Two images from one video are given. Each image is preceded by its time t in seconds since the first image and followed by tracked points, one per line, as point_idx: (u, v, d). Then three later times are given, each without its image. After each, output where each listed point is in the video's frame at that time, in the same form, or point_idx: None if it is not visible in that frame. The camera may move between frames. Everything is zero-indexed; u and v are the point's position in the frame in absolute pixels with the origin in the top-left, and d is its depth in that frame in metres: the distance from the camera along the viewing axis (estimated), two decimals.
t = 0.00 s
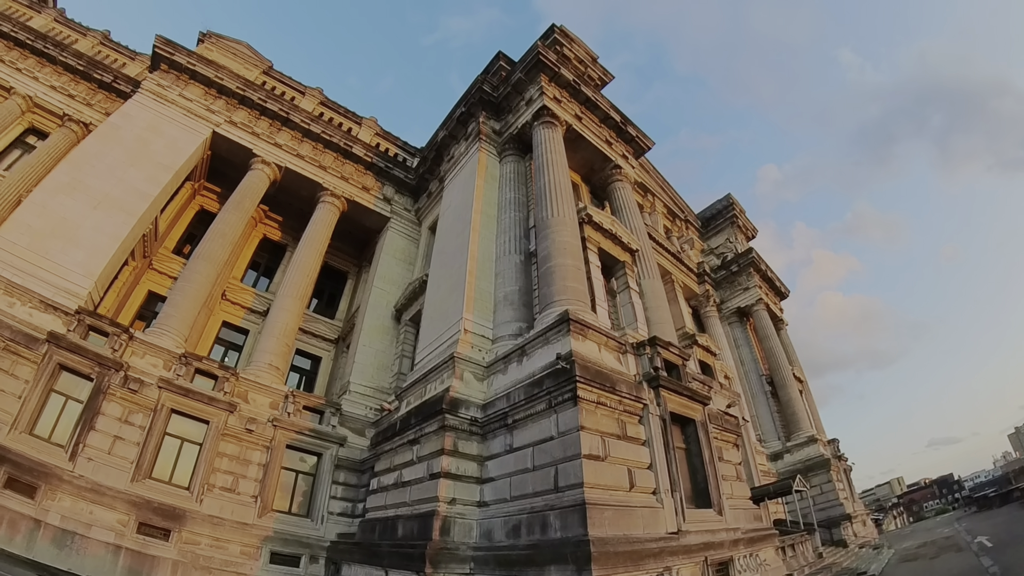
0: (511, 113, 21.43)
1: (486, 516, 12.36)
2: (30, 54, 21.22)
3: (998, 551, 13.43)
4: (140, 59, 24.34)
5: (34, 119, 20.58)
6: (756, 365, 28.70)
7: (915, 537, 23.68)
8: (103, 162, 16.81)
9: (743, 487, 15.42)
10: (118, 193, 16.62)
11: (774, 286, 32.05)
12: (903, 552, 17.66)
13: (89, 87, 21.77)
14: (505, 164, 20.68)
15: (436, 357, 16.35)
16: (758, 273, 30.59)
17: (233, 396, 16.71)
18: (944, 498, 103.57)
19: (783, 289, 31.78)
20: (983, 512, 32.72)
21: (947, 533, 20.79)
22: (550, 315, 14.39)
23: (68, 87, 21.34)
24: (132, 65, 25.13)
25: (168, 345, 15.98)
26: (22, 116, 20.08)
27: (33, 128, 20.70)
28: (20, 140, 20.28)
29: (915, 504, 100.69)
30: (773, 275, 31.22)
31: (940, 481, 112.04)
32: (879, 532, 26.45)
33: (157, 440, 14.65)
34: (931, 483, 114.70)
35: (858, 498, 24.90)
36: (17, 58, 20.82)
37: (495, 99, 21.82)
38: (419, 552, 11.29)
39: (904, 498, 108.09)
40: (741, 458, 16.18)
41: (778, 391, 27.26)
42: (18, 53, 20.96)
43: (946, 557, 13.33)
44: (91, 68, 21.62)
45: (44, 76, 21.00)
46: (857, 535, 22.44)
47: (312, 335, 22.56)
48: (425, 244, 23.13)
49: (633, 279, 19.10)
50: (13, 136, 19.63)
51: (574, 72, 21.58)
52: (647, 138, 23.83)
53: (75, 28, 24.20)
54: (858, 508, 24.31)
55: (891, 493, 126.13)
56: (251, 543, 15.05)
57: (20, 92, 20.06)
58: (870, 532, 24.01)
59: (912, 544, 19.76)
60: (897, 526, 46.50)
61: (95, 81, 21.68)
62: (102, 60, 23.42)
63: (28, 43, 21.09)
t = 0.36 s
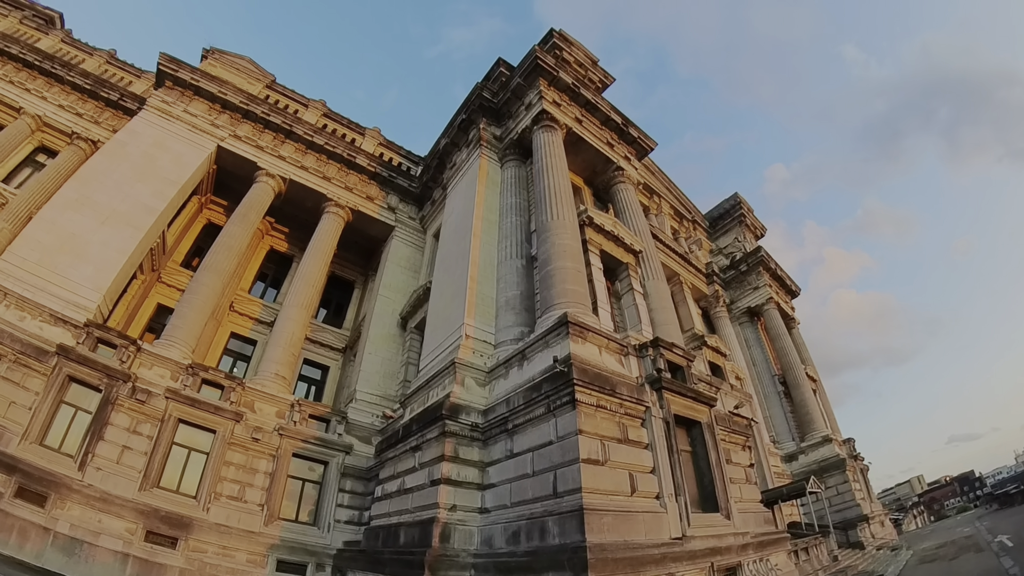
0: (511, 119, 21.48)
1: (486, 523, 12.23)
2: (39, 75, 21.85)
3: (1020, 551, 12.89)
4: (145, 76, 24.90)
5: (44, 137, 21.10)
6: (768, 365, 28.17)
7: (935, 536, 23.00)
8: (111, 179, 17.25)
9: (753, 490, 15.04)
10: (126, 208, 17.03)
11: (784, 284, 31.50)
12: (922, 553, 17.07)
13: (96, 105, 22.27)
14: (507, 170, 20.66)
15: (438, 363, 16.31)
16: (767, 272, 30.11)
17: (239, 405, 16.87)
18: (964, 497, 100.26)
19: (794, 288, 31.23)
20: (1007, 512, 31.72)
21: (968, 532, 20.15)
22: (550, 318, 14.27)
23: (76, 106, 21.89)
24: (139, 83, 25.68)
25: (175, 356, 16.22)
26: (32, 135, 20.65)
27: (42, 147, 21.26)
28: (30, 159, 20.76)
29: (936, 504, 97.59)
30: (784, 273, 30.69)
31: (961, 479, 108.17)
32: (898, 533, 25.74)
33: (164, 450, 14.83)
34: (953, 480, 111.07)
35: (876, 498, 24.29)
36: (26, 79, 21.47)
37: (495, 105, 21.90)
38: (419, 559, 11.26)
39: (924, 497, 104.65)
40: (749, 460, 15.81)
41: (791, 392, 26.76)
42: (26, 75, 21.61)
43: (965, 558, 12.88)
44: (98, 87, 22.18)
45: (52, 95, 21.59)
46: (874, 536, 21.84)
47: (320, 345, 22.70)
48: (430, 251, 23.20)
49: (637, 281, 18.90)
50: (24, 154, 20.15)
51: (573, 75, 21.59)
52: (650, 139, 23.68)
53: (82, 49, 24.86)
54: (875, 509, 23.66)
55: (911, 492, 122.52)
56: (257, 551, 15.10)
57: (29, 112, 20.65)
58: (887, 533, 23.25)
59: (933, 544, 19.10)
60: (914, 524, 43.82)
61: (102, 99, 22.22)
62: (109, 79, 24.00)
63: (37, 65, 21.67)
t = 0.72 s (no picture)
0: (511, 125, 21.52)
1: (487, 530, 12.10)
2: (47, 96, 22.56)
3: None
4: (151, 94, 25.44)
5: (53, 156, 21.66)
6: (780, 365, 27.63)
7: (956, 536, 22.29)
8: (119, 195, 17.70)
9: (762, 494, 14.68)
10: (133, 224, 17.43)
11: (795, 283, 30.94)
12: (940, 554, 16.48)
13: (104, 124, 22.80)
14: (508, 175, 20.62)
15: (440, 371, 16.27)
16: (776, 271, 29.64)
17: (246, 415, 17.06)
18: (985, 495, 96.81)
19: (805, 286, 30.67)
20: None
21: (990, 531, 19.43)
22: (549, 323, 14.16)
23: (84, 124, 22.47)
24: (145, 100, 26.23)
25: (183, 367, 16.48)
26: (42, 155, 21.25)
27: (52, 165, 21.84)
28: (40, 178, 21.26)
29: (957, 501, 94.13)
30: (794, 271, 30.15)
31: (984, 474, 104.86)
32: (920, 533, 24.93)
33: (172, 460, 15.02)
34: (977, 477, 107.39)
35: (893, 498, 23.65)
36: (35, 100, 22.16)
37: (495, 112, 21.98)
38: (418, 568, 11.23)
39: (944, 494, 100.85)
40: (759, 464, 15.42)
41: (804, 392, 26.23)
42: (35, 96, 22.32)
43: (985, 559, 12.37)
44: (105, 106, 22.75)
45: (61, 115, 22.22)
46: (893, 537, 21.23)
47: (327, 355, 22.79)
48: (434, 259, 23.23)
49: (641, 284, 18.69)
50: (34, 173, 20.67)
51: (572, 79, 21.61)
52: (652, 140, 23.53)
53: (90, 69, 25.49)
54: (894, 509, 23.01)
55: (932, 490, 118.32)
56: (264, 560, 15.19)
57: (39, 132, 21.24)
58: (908, 534, 22.55)
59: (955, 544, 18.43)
60: (931, 523, 40.52)
61: (110, 117, 22.76)
62: (116, 98, 24.58)
63: (45, 85, 22.45)
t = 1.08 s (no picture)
0: (512, 131, 21.56)
1: (489, 538, 11.98)
2: (56, 116, 23.19)
3: None
4: (157, 111, 25.90)
5: (63, 174, 22.23)
6: (792, 365, 27.14)
7: (977, 535, 21.60)
8: (127, 212, 18.12)
9: (771, 497, 14.31)
10: (141, 239, 17.82)
11: (805, 281, 30.39)
12: (961, 554, 15.83)
13: (112, 142, 23.33)
14: (509, 182, 20.59)
15: (443, 378, 16.23)
16: (786, 269, 29.16)
17: (253, 426, 17.22)
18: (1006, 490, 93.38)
19: (816, 285, 30.09)
20: None
21: (1014, 528, 18.62)
22: (549, 328, 14.07)
23: (93, 143, 23.00)
24: (152, 118, 26.77)
25: (190, 379, 16.71)
26: (52, 173, 21.79)
27: (62, 184, 22.36)
28: (51, 196, 21.80)
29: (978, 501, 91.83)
30: (804, 269, 29.60)
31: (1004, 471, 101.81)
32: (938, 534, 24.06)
33: (180, 470, 15.21)
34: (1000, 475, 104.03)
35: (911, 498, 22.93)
36: (44, 120, 22.82)
37: (495, 119, 22.05)
38: None
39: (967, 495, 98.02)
40: (768, 467, 15.20)
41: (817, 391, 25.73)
42: (44, 116, 22.99)
43: (1005, 559, 11.89)
44: (112, 124, 23.25)
45: (69, 134, 22.80)
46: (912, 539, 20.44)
47: (335, 365, 22.81)
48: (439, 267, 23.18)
49: (644, 286, 18.48)
50: (44, 191, 21.26)
51: (570, 83, 21.60)
52: (654, 142, 23.37)
53: (97, 88, 25.99)
54: (912, 508, 22.36)
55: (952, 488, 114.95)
56: (271, 569, 15.26)
57: (49, 151, 21.85)
58: (926, 534, 21.69)
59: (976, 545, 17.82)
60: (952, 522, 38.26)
61: (117, 135, 23.24)
62: (123, 116, 25.09)
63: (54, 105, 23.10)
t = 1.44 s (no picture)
0: (513, 137, 21.61)
1: (491, 544, 11.91)
2: (65, 134, 23.72)
3: None
4: (163, 127, 26.20)
5: (73, 191, 22.71)
6: (802, 364, 26.65)
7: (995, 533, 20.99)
8: (135, 226, 18.54)
9: (780, 499, 14.58)
10: (148, 253, 18.21)
11: (815, 279, 29.92)
12: (978, 555, 15.27)
13: (120, 158, 23.81)
14: (511, 187, 20.58)
15: (446, 385, 16.21)
16: (795, 268, 28.78)
17: (260, 435, 17.41)
18: None
19: (825, 282, 29.62)
20: None
21: None
22: (549, 332, 14.01)
23: (101, 160, 23.49)
24: (158, 133, 27.21)
25: (198, 391, 16.94)
26: (62, 190, 22.32)
27: (72, 200, 22.87)
28: (61, 213, 22.29)
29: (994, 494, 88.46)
30: (813, 267, 29.14)
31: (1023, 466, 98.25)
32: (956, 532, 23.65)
33: (189, 479, 15.45)
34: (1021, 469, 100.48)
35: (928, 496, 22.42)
36: (53, 138, 23.35)
37: (496, 125, 22.15)
38: None
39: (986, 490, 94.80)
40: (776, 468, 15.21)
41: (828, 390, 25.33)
42: (54, 134, 23.54)
43: None
44: (120, 140, 23.75)
45: (78, 151, 23.31)
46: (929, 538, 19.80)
47: (343, 374, 22.83)
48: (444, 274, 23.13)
49: (648, 289, 18.32)
50: (54, 208, 21.74)
51: (570, 87, 21.65)
52: (656, 143, 23.26)
53: (103, 106, 26.35)
54: (928, 507, 21.81)
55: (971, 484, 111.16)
56: None
57: (58, 168, 22.35)
58: (944, 533, 21.22)
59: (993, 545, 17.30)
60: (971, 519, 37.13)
61: (125, 151, 23.73)
62: (131, 133, 25.47)
63: (63, 123, 23.58)
